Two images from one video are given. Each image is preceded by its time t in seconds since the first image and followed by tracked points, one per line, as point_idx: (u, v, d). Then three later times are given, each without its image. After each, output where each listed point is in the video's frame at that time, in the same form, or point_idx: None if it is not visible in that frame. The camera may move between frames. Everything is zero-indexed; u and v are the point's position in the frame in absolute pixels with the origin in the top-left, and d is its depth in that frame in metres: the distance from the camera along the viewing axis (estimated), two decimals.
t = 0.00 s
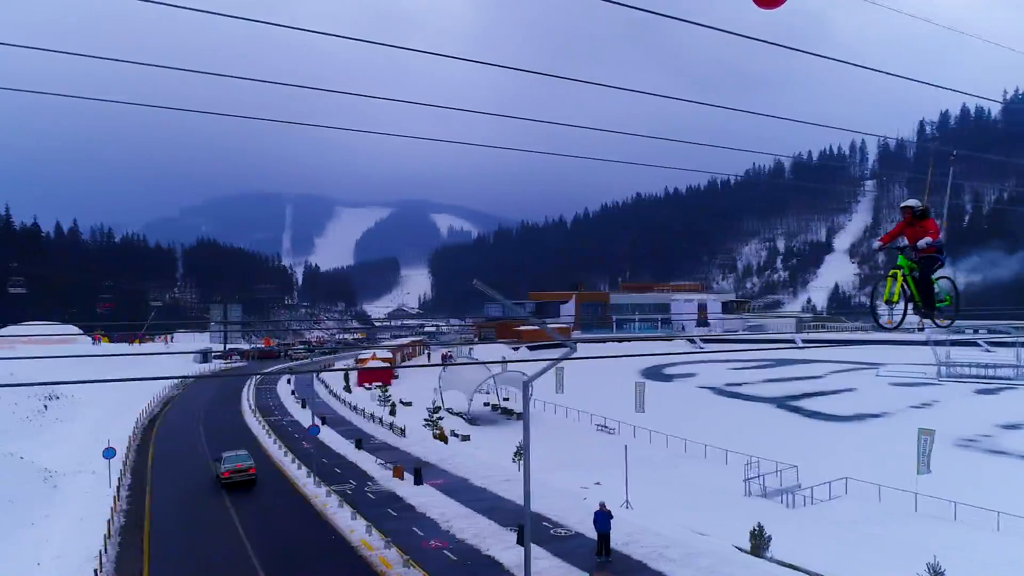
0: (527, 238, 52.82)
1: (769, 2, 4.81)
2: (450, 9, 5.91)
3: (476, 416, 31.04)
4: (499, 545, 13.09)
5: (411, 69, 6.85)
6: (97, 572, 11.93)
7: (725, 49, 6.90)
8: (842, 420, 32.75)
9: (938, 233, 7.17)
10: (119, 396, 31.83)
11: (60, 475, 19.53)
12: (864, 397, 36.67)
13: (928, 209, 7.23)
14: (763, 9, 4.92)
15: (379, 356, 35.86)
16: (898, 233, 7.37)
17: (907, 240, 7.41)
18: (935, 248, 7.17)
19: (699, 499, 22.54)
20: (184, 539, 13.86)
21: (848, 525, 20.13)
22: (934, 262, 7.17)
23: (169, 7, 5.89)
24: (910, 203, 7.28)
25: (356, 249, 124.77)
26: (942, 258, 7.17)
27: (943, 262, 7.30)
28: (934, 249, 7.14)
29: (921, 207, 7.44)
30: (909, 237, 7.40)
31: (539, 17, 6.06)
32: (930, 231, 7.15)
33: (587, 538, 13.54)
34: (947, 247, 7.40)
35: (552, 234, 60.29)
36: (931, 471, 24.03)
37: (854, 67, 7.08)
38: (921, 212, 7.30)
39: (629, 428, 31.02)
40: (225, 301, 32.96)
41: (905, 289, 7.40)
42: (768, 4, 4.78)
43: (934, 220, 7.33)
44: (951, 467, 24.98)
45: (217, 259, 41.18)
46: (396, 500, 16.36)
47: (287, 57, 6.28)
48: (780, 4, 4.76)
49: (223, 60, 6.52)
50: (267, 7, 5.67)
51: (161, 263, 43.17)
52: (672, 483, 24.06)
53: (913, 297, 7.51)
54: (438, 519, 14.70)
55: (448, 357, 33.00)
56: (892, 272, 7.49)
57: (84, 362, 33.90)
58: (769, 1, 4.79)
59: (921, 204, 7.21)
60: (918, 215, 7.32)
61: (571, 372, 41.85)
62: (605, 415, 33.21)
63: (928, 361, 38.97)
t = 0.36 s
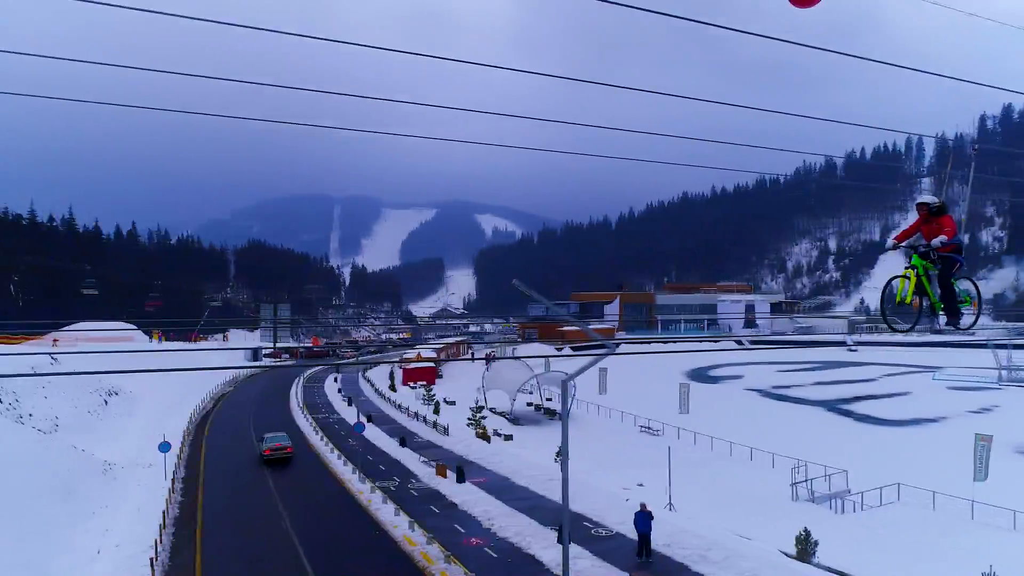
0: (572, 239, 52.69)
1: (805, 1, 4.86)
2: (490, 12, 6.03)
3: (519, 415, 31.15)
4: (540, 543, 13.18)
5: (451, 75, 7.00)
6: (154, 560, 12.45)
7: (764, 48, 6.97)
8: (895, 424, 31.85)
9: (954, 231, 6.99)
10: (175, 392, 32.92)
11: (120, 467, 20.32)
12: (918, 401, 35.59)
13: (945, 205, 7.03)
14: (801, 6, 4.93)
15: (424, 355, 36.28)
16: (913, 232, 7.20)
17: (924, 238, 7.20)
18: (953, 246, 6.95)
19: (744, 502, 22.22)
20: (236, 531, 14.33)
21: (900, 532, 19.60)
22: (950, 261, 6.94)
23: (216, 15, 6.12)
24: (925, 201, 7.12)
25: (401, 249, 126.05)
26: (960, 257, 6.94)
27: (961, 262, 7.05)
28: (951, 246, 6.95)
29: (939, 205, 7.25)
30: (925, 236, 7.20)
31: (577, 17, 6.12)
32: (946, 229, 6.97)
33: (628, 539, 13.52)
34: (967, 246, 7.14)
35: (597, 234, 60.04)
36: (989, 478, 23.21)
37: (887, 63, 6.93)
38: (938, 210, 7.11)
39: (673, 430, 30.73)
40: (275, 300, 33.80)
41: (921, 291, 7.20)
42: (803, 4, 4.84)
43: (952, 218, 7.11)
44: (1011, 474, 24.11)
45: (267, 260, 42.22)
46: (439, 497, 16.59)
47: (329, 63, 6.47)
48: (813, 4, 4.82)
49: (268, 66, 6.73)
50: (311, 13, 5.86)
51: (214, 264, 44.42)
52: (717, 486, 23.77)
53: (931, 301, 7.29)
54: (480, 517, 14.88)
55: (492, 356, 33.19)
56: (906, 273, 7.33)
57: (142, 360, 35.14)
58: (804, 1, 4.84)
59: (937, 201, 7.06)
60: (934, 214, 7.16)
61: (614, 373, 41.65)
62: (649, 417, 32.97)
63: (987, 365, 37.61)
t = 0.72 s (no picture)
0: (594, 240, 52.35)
1: (819, 2, 4.81)
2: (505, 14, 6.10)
3: (540, 415, 31.16)
4: (558, 543, 13.24)
5: (468, 79, 7.09)
6: (179, 555, 12.72)
7: (779, 50, 6.93)
8: (921, 427, 31.38)
9: (939, 231, 7.36)
10: (201, 391, 33.45)
11: (147, 464, 20.72)
12: (946, 403, 35.00)
13: (931, 205, 7.41)
14: (816, 10, 4.93)
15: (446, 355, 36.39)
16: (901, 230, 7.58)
17: (908, 238, 7.62)
18: (940, 246, 7.38)
19: (765, 504, 22.08)
20: (258, 528, 14.57)
21: (923, 536, 19.35)
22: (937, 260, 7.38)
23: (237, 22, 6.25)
24: (912, 201, 7.47)
25: (424, 249, 126.55)
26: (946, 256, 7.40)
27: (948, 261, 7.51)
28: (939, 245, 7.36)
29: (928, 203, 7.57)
30: (911, 236, 7.60)
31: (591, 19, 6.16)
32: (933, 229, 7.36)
33: (646, 540, 13.52)
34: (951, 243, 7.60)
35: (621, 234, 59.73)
36: (1017, 482, 22.78)
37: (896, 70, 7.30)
38: (924, 209, 7.49)
39: (695, 431, 30.56)
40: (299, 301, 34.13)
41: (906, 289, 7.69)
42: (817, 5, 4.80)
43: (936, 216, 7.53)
44: None
45: (291, 259, 42.62)
46: (458, 496, 16.72)
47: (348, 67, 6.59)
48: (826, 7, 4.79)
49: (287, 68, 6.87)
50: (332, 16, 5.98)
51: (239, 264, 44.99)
52: (738, 488, 23.63)
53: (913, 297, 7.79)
54: (498, 516, 14.98)
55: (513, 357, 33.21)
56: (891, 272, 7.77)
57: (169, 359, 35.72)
58: (818, 3, 4.80)
59: (923, 201, 7.41)
60: (920, 212, 7.53)
61: (637, 374, 41.47)
62: (670, 418, 32.82)
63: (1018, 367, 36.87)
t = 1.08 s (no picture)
0: (609, 242, 51.94)
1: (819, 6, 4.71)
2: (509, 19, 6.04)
3: (553, 416, 31.19)
4: (569, 543, 13.31)
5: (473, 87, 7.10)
6: (194, 553, 12.88)
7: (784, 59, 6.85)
8: (938, 429, 31.11)
9: (906, 234, 6.68)
10: (217, 391, 33.76)
11: (163, 463, 20.96)
12: (964, 406, 34.65)
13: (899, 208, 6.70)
14: (818, 16, 4.83)
15: (460, 356, 36.50)
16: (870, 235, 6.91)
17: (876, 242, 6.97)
18: (908, 249, 6.67)
19: (779, 506, 22.02)
20: (272, 527, 14.72)
21: (939, 539, 19.23)
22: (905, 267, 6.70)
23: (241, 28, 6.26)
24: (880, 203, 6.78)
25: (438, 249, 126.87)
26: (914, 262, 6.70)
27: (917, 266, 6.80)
28: (906, 250, 6.68)
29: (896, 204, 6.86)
30: (879, 240, 6.95)
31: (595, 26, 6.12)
32: (901, 233, 6.66)
33: (657, 541, 13.55)
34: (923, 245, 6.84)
35: (636, 236, 59.52)
36: None
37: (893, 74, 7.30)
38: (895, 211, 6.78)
39: (708, 433, 30.47)
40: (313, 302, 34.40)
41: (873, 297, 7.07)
42: (820, 11, 4.68)
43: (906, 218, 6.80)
44: None
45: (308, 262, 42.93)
46: (470, 496, 16.82)
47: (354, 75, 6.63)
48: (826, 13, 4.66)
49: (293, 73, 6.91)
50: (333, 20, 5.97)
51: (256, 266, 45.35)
52: (751, 490, 23.57)
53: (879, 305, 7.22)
54: (510, 516, 15.05)
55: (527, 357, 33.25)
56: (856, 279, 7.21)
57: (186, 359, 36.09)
58: (822, 8, 4.70)
59: (893, 204, 6.73)
60: (889, 213, 6.84)
61: (651, 374, 41.38)
62: (683, 419, 32.74)
63: None
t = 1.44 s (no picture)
0: (620, 245, 51.29)
1: (815, 15, 4.81)
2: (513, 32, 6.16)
3: (563, 417, 31.19)
4: (576, 544, 13.37)
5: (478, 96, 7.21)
6: (205, 552, 13.04)
7: (781, 73, 6.94)
8: (952, 432, 30.85)
9: (870, 240, 7.87)
10: (230, 390, 34.07)
11: (177, 462, 21.20)
12: (978, 408, 34.33)
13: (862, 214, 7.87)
14: (818, 24, 4.90)
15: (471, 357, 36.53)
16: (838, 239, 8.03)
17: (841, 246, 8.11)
18: (872, 253, 7.86)
19: (789, 508, 21.94)
20: (282, 527, 14.86)
21: (951, 542, 19.08)
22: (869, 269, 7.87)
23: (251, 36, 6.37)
24: (845, 210, 7.95)
25: (451, 249, 127.01)
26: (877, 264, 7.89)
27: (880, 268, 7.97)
28: (870, 254, 7.85)
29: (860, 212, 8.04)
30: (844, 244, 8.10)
31: (596, 42, 6.21)
32: (865, 237, 7.80)
33: (664, 543, 13.57)
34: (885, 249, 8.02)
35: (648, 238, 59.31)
36: None
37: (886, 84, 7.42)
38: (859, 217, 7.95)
39: (719, 434, 30.38)
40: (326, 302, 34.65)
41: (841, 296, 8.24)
42: (818, 19, 4.77)
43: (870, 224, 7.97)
44: None
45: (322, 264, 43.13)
46: (479, 497, 16.91)
47: (361, 85, 6.76)
48: (825, 20, 4.76)
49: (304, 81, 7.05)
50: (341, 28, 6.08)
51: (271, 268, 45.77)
52: (762, 492, 23.51)
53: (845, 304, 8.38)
54: (518, 517, 15.15)
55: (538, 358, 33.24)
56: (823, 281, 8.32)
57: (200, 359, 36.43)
58: (818, 16, 4.78)
59: (857, 211, 7.88)
60: (853, 219, 8.00)
61: (662, 376, 41.26)
62: (694, 420, 32.65)
63: None
